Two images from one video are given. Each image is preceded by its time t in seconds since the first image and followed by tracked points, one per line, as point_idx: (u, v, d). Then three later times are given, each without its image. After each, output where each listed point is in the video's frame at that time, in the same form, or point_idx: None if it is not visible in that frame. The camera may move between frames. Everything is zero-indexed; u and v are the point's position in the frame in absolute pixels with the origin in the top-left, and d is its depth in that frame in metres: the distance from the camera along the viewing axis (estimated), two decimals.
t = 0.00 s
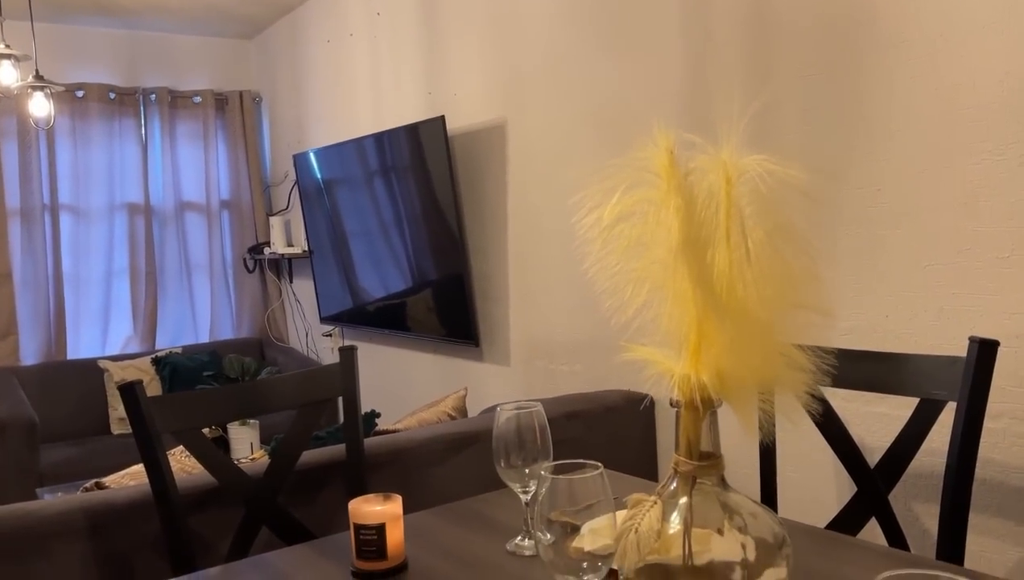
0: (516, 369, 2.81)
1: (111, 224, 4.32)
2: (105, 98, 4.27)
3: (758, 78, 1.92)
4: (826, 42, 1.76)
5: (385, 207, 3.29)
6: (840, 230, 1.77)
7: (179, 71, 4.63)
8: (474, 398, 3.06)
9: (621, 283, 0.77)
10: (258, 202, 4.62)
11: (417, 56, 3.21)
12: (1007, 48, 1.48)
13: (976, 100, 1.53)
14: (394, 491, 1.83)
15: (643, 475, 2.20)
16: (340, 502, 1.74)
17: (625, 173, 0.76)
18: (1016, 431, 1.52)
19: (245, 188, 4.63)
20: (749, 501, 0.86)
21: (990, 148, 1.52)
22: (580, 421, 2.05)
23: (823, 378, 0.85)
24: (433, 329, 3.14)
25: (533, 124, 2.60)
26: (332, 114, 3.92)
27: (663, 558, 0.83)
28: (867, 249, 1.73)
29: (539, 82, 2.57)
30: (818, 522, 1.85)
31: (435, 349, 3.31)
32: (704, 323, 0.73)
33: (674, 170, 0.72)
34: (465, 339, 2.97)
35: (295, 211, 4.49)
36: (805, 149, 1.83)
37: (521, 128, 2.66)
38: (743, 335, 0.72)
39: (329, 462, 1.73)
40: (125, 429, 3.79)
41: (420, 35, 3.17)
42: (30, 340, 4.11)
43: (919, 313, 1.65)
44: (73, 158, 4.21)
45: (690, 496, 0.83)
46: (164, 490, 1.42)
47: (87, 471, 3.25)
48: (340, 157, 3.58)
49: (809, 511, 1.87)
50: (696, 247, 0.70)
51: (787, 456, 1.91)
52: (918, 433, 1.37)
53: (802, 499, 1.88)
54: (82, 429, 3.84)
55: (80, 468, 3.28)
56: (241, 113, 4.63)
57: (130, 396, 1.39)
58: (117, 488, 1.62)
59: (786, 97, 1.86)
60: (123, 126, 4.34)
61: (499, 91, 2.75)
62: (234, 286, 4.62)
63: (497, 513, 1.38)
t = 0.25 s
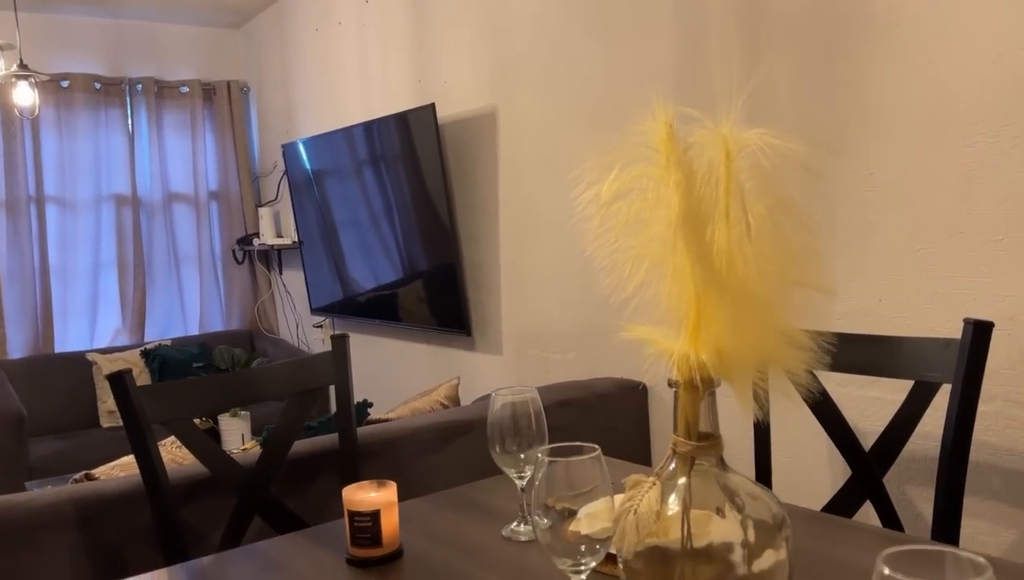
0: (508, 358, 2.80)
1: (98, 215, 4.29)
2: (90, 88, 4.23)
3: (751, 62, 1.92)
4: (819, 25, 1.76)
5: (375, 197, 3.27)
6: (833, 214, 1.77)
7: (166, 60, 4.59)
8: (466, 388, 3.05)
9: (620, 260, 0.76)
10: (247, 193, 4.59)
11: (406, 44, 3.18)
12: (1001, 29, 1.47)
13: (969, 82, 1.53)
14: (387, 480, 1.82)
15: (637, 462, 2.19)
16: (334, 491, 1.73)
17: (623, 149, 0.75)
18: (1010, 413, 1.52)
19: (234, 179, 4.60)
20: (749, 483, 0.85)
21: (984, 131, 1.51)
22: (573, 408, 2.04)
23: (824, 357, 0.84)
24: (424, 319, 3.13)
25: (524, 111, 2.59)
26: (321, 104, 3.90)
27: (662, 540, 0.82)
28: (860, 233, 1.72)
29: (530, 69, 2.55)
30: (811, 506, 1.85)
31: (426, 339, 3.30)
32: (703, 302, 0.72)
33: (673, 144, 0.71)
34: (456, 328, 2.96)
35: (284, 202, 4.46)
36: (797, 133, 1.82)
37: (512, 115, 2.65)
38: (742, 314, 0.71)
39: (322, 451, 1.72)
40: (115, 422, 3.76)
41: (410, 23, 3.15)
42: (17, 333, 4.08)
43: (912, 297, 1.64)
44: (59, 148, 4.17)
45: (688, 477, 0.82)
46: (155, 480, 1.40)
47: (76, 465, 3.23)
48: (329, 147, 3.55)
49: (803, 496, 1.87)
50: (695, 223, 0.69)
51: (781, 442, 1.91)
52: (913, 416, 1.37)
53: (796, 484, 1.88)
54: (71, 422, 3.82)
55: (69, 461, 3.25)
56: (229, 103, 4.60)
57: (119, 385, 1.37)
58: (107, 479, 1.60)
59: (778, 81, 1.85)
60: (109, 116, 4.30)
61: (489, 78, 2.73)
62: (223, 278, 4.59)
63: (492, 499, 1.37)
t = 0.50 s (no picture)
0: (498, 346, 2.79)
1: (82, 206, 4.25)
2: (73, 77, 4.18)
3: (741, 47, 1.91)
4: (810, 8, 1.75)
5: (363, 186, 3.25)
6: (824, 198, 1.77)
7: (150, 49, 4.54)
8: (455, 377, 3.05)
9: (613, 238, 0.76)
10: (234, 183, 4.56)
11: (393, 31, 3.16)
12: (991, 11, 1.47)
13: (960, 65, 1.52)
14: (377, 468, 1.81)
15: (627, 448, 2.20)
16: (324, 480, 1.72)
17: (617, 124, 0.74)
18: (999, 396, 1.53)
19: (220, 169, 4.56)
20: (743, 464, 0.84)
21: (974, 114, 1.51)
22: (564, 395, 2.04)
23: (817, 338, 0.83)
24: (413, 308, 3.12)
25: (512, 98, 2.58)
26: (307, 92, 3.87)
27: (655, 522, 0.82)
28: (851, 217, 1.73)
29: (518, 55, 2.53)
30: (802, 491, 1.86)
31: (415, 329, 3.29)
32: (696, 281, 0.71)
33: (666, 120, 0.70)
34: (445, 316, 2.95)
35: (271, 191, 4.44)
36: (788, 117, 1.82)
37: (500, 102, 2.63)
38: (736, 293, 0.70)
39: (312, 439, 1.71)
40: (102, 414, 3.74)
41: (396, 10, 3.13)
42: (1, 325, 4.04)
43: (902, 281, 1.65)
44: (42, 139, 4.12)
45: (682, 459, 0.82)
46: (143, 470, 1.39)
47: (63, 457, 3.20)
48: (316, 135, 3.53)
49: (793, 480, 1.87)
50: (688, 201, 0.69)
51: (771, 427, 1.91)
52: (904, 400, 1.37)
53: (786, 468, 1.88)
54: (57, 414, 3.79)
55: (55, 453, 3.23)
56: (214, 91, 4.56)
57: (105, 373, 1.36)
58: (94, 469, 1.59)
59: (769, 65, 1.85)
60: (92, 105, 4.26)
61: (476, 65, 2.71)
62: (210, 269, 4.56)
63: (483, 486, 1.37)
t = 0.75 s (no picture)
0: (484, 332, 2.78)
1: (63, 193, 4.19)
2: (52, 63, 4.13)
3: (729, 29, 1.92)
4: None
5: (347, 173, 3.23)
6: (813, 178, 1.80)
7: (130, 35, 4.48)
8: (442, 363, 3.04)
9: (604, 211, 0.75)
10: (216, 170, 4.52)
11: (376, 15, 3.14)
12: None
13: (948, 45, 1.56)
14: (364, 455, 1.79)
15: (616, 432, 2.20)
16: (311, 466, 1.71)
17: (607, 93, 0.73)
18: (986, 374, 1.55)
19: (202, 156, 4.52)
20: (736, 440, 0.83)
21: (961, 93, 1.55)
22: (552, 379, 2.03)
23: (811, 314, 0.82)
24: (399, 296, 3.10)
25: (498, 82, 2.56)
26: (289, 79, 3.83)
27: (647, 499, 0.81)
28: (839, 197, 1.76)
29: (503, 39, 2.52)
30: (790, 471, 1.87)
31: (402, 315, 3.28)
32: (688, 254, 0.71)
33: (657, 89, 0.69)
34: (432, 302, 2.94)
35: (254, 179, 4.40)
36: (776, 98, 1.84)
37: (486, 87, 2.62)
38: (727, 267, 0.70)
39: (298, 425, 1.69)
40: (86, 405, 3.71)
41: None
42: None
43: (888, 260, 1.69)
44: (20, 126, 4.06)
45: (673, 435, 0.81)
46: (127, 457, 1.37)
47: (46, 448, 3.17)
48: (299, 122, 3.50)
49: (781, 461, 1.88)
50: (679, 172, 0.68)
51: (759, 409, 1.92)
52: (892, 378, 1.37)
53: (774, 450, 1.89)
54: (40, 405, 3.75)
55: (39, 444, 3.20)
56: (195, 78, 4.51)
57: (87, 360, 1.34)
58: (77, 457, 1.57)
59: (758, 48, 1.88)
60: (71, 92, 4.20)
61: (462, 49, 2.70)
62: (193, 257, 4.52)
63: (473, 469, 1.36)
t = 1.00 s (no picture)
0: (470, 319, 2.77)
1: (41, 181, 4.14)
2: (28, 49, 4.07)
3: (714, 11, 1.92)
4: None
5: (330, 160, 3.21)
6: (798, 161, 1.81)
7: (108, 20, 4.43)
8: (428, 351, 3.03)
9: (591, 189, 0.74)
10: (197, 157, 4.47)
11: None
12: None
13: (932, 27, 1.57)
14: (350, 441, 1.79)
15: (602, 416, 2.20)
16: (296, 453, 1.70)
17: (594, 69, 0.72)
18: (969, 354, 1.57)
19: (183, 143, 4.47)
20: (724, 419, 0.82)
21: (946, 75, 1.56)
22: (539, 364, 2.03)
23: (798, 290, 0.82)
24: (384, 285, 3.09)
25: (482, 67, 2.54)
26: (271, 65, 3.80)
27: (636, 478, 0.80)
28: (824, 180, 1.77)
29: (488, 23, 2.51)
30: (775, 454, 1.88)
31: (386, 303, 3.27)
32: (675, 232, 0.70)
33: (645, 64, 0.68)
34: (417, 290, 2.93)
35: (236, 166, 4.37)
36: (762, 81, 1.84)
37: (470, 71, 2.60)
38: (715, 243, 0.69)
39: (283, 412, 1.68)
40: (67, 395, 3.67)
41: None
42: None
43: (873, 242, 1.70)
44: None
45: (661, 414, 0.81)
46: (110, 445, 1.36)
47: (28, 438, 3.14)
48: (281, 108, 3.47)
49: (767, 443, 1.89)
50: (667, 148, 0.67)
51: (745, 392, 1.93)
52: (878, 359, 1.37)
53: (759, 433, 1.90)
54: (20, 396, 3.71)
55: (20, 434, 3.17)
56: (175, 64, 4.46)
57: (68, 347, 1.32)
58: (60, 445, 1.55)
59: (744, 30, 1.88)
60: (48, 78, 4.14)
61: (445, 33, 2.68)
62: (175, 245, 4.48)
63: (461, 452, 1.36)
